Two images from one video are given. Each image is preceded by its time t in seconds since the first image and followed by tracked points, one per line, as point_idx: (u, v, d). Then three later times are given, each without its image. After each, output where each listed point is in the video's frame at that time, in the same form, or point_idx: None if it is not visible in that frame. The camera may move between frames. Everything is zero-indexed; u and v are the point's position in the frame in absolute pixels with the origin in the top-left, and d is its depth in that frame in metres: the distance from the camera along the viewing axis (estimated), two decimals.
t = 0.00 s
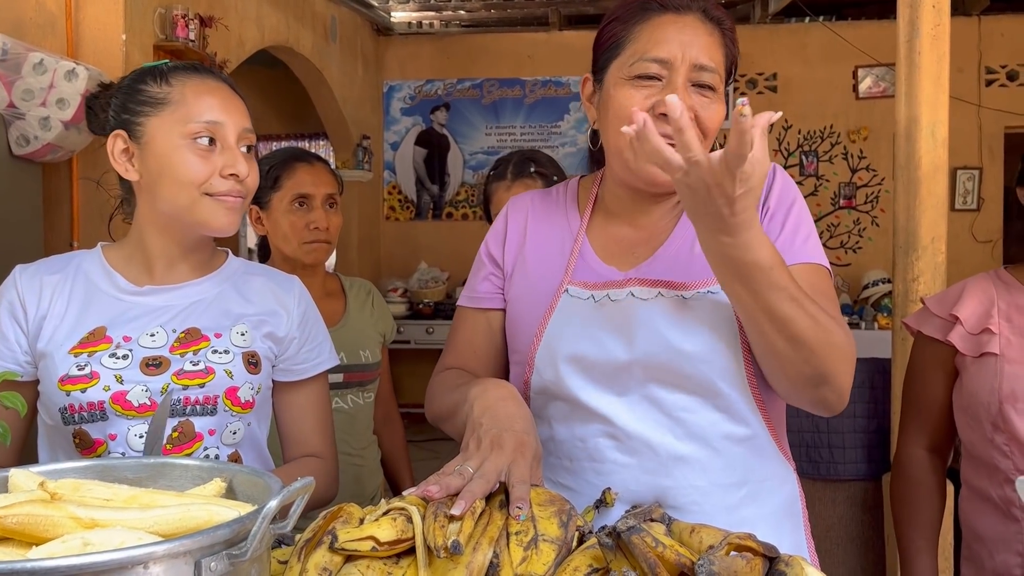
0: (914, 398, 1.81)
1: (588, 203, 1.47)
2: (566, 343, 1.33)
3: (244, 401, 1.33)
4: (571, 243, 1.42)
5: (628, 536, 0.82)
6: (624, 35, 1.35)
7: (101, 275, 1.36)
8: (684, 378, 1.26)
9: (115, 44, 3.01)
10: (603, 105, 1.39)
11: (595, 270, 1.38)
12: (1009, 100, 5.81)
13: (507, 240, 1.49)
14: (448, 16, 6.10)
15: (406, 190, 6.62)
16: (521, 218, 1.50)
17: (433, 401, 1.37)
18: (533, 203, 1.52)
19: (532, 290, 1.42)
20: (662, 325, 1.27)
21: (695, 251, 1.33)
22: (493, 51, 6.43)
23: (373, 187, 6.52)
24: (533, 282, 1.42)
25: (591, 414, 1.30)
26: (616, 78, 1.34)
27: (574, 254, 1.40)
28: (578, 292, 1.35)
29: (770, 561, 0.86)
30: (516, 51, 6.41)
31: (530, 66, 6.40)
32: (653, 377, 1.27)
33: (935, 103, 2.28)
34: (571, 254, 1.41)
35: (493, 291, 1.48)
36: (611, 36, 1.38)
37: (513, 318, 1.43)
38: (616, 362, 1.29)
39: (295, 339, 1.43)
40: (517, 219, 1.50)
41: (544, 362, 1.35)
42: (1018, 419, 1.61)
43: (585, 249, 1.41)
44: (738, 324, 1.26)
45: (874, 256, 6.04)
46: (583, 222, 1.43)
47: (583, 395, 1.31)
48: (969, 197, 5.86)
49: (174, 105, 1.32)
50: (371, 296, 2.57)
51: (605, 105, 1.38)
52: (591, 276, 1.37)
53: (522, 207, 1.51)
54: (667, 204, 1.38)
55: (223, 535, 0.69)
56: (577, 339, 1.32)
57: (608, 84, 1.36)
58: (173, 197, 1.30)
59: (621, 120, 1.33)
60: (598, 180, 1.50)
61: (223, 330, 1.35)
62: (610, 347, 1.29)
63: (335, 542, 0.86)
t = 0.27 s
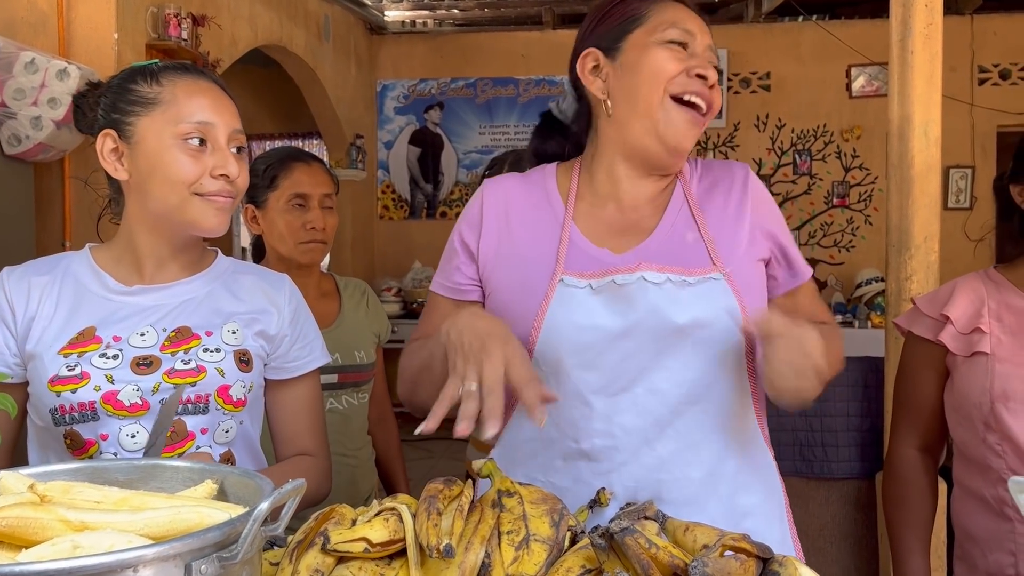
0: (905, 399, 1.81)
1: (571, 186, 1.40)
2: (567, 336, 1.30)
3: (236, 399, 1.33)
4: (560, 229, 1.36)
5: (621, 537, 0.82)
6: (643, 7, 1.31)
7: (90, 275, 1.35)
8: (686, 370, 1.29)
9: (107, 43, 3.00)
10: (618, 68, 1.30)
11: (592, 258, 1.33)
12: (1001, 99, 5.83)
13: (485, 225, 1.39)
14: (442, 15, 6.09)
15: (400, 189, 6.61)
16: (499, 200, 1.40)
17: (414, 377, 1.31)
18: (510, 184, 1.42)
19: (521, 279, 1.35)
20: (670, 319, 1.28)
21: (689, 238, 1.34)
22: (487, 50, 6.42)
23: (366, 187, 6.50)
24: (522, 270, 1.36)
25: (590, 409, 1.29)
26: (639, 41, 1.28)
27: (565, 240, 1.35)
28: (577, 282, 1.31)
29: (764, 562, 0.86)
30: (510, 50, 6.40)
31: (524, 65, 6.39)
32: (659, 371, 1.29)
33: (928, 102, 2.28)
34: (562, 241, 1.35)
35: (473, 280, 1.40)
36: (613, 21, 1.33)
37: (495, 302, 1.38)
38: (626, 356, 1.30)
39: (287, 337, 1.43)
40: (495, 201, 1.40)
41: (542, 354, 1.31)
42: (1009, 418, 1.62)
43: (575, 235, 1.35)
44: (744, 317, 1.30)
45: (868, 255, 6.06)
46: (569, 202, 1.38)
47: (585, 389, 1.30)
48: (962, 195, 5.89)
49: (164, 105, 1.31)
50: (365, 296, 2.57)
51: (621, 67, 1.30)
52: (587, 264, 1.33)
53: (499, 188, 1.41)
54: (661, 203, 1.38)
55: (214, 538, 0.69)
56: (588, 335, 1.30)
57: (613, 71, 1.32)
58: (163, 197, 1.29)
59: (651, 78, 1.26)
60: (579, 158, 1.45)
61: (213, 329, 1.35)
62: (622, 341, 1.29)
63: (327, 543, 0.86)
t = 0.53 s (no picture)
0: (899, 398, 1.80)
1: (569, 186, 1.32)
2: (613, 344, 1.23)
3: (226, 399, 1.32)
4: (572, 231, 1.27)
5: (613, 540, 0.81)
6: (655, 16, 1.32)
7: (78, 277, 1.34)
8: (702, 380, 1.31)
9: (101, 43, 2.99)
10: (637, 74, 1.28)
11: (615, 265, 1.28)
12: (996, 97, 5.83)
13: (495, 220, 1.22)
14: (438, 14, 6.08)
15: (396, 188, 6.60)
16: (506, 194, 1.25)
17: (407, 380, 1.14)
18: (512, 177, 1.28)
19: (544, 284, 1.23)
20: (701, 327, 1.29)
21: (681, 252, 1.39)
22: (482, 49, 6.41)
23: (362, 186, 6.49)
24: (543, 274, 1.24)
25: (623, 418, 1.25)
26: (658, 50, 1.28)
27: (585, 243, 1.26)
28: (614, 289, 1.24)
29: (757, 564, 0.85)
30: (506, 49, 6.39)
31: (519, 64, 6.38)
32: (683, 378, 1.29)
33: (923, 101, 2.27)
34: (580, 244, 1.26)
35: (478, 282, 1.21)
36: (633, 24, 1.29)
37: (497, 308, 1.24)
38: (661, 363, 1.28)
39: (277, 337, 1.42)
40: (503, 195, 1.24)
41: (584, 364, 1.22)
42: (1004, 416, 1.61)
43: (589, 240, 1.27)
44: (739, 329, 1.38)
45: (864, 254, 6.06)
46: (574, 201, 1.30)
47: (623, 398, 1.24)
48: (958, 193, 5.89)
49: (150, 107, 1.30)
50: (360, 296, 2.56)
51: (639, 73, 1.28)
52: (612, 270, 1.27)
53: (503, 181, 1.26)
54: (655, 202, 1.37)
55: (199, 543, 0.68)
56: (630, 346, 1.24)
57: (635, 76, 1.28)
58: (148, 198, 1.28)
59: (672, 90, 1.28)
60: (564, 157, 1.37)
61: (203, 329, 1.34)
62: (660, 351, 1.27)
63: (317, 547, 0.85)
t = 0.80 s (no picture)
0: (897, 398, 1.80)
1: (597, 200, 1.31)
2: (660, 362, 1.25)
3: (213, 401, 1.31)
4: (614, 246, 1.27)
5: (609, 547, 0.80)
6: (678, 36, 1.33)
7: (61, 280, 1.32)
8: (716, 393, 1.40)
9: (92, 42, 2.96)
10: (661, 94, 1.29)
11: (656, 281, 1.29)
12: (991, 95, 5.84)
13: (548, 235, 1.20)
14: (432, 13, 6.06)
15: (391, 187, 6.58)
16: (555, 208, 1.23)
17: (469, 400, 1.10)
18: (555, 189, 1.25)
19: (598, 296, 1.22)
20: (719, 346, 1.38)
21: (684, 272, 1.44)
22: (477, 48, 6.39)
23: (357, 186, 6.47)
24: (597, 288, 1.22)
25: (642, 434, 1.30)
26: (680, 72, 1.30)
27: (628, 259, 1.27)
28: (661, 304, 1.26)
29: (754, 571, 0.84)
30: (500, 48, 6.37)
31: (514, 63, 6.36)
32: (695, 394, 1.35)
33: (919, 99, 2.26)
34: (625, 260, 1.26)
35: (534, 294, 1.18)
36: (653, 44, 1.30)
37: (539, 318, 1.22)
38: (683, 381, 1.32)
39: (264, 339, 1.40)
40: (552, 209, 1.22)
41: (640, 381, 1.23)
42: (999, 418, 1.60)
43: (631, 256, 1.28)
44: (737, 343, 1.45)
45: (859, 252, 6.07)
46: (603, 212, 1.29)
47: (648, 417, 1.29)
48: (953, 192, 5.88)
49: (126, 117, 1.25)
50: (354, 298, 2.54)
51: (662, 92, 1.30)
52: (656, 287, 1.28)
53: (550, 194, 1.23)
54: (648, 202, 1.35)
55: (186, 555, 0.66)
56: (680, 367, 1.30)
57: (655, 96, 1.29)
58: (117, 211, 1.24)
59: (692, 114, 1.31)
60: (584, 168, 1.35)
61: (189, 331, 1.32)
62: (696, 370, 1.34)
63: (308, 556, 0.84)
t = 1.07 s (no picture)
0: (882, 397, 1.83)
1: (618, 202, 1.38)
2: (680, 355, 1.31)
3: (196, 407, 1.29)
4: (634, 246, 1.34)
5: (604, 552, 0.82)
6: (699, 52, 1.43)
7: (42, 283, 1.30)
8: (732, 391, 1.44)
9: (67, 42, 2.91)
10: (681, 108, 1.40)
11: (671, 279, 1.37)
12: (963, 97, 5.94)
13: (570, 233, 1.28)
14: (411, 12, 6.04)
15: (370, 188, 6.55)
16: (575, 208, 1.31)
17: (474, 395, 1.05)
18: (575, 191, 1.34)
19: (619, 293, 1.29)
20: (739, 338, 1.43)
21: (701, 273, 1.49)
22: (456, 48, 6.38)
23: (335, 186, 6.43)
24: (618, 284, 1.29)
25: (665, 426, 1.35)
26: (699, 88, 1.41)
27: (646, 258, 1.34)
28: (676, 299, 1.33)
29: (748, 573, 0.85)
30: (480, 48, 6.36)
31: (492, 63, 6.36)
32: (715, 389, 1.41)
33: (895, 102, 2.29)
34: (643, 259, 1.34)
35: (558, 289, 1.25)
36: (675, 57, 1.40)
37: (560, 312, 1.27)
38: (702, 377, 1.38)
39: (249, 345, 1.39)
40: (572, 209, 1.30)
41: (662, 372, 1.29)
42: (977, 417, 1.63)
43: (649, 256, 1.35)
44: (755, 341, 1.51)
45: (835, 252, 6.14)
46: (622, 213, 1.37)
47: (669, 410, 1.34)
48: (927, 192, 5.97)
49: (96, 128, 1.21)
50: (337, 301, 2.53)
51: (681, 106, 1.40)
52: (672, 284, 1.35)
53: (570, 196, 1.32)
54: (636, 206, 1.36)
55: (181, 565, 0.65)
56: (694, 360, 1.33)
57: (676, 104, 1.39)
58: (86, 223, 1.21)
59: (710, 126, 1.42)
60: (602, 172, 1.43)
61: (172, 337, 1.30)
62: (712, 366, 1.38)
63: (300, 563, 0.84)
